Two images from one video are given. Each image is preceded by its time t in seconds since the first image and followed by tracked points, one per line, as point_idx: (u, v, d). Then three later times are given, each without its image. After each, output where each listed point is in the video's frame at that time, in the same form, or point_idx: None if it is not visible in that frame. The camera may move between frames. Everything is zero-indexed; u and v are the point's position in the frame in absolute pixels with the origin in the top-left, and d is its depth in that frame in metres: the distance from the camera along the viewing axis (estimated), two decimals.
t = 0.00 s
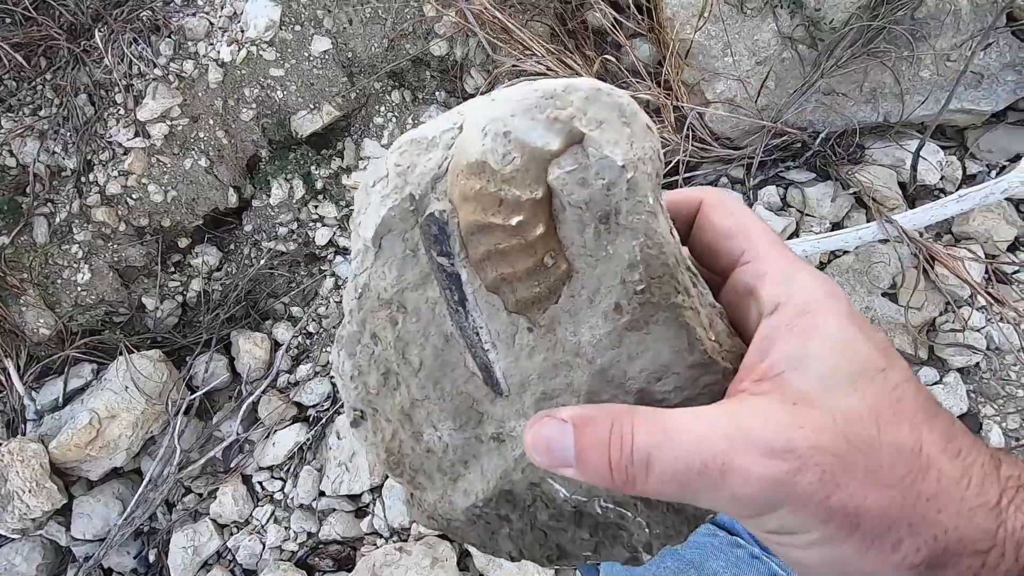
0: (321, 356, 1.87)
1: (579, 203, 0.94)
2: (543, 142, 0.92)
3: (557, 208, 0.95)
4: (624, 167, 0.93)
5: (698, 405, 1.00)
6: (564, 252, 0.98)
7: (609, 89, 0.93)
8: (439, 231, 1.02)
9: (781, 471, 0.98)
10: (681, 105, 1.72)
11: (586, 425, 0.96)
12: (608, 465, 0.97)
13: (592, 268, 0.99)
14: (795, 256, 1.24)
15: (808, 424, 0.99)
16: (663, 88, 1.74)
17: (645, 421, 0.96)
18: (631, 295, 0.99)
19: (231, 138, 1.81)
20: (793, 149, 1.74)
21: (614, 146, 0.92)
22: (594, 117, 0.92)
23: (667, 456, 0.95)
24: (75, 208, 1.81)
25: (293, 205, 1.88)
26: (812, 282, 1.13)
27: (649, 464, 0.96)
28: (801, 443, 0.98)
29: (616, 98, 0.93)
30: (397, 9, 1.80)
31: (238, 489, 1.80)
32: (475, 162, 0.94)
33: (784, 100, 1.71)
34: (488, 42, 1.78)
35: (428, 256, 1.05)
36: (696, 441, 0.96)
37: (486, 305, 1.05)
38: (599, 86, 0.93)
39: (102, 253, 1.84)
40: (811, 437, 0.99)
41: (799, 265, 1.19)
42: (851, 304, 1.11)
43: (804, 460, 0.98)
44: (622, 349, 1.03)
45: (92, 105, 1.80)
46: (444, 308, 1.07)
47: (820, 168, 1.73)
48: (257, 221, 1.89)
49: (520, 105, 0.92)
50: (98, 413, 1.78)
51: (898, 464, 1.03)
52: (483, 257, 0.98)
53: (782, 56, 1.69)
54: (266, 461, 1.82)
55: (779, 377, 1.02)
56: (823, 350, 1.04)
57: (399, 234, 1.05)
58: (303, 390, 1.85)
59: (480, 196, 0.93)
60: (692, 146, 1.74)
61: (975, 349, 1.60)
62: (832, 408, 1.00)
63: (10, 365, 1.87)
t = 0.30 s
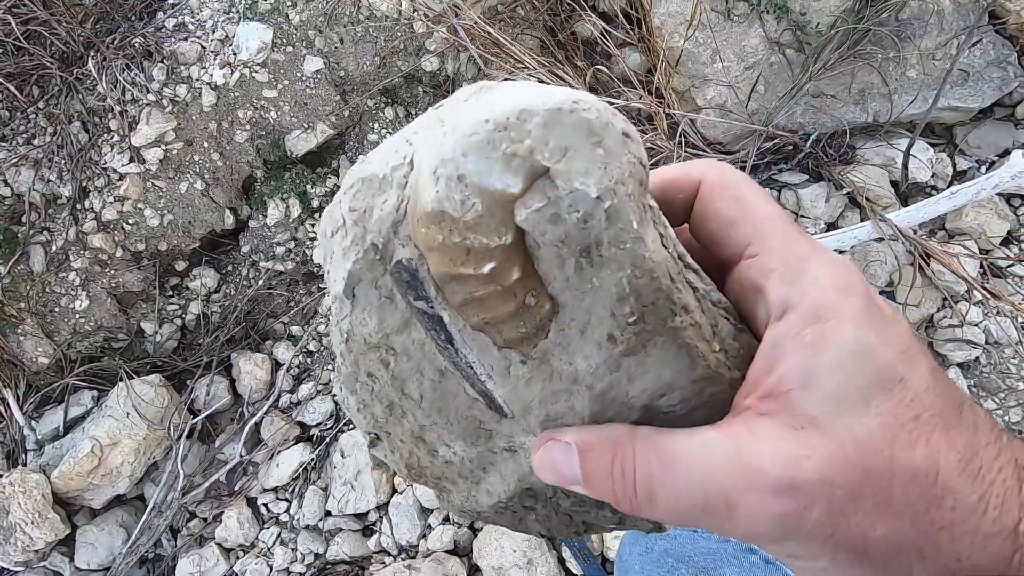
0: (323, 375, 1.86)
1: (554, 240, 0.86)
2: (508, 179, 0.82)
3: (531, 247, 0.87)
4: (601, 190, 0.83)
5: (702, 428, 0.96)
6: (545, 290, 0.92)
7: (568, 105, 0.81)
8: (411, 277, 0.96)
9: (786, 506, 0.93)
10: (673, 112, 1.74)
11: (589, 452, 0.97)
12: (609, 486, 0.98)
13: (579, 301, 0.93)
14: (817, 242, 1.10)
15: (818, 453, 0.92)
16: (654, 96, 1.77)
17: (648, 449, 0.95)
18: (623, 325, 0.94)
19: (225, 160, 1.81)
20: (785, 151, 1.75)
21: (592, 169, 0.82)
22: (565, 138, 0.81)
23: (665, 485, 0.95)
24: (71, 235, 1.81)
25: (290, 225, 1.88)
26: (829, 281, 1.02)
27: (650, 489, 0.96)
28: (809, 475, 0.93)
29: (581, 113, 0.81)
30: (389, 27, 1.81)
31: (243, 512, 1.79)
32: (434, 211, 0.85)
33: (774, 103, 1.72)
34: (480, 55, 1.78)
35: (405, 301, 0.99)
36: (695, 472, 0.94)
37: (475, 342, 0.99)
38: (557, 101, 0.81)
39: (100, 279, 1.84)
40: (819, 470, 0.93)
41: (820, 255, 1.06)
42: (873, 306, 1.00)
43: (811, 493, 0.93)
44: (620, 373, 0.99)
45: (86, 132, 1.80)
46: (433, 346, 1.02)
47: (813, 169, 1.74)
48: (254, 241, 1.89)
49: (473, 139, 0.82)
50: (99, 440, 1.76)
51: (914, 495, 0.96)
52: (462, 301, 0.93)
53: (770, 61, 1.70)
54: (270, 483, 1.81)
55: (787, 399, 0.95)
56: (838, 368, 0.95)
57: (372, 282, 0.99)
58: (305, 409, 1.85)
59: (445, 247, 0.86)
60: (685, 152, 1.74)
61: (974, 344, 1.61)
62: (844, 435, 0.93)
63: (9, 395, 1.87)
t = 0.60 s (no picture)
0: (326, 388, 1.86)
1: (532, 310, 0.83)
2: (467, 267, 0.79)
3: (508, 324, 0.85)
4: (565, 256, 0.80)
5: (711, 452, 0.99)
6: (531, 351, 0.89)
7: (505, 183, 0.78)
8: (401, 350, 0.92)
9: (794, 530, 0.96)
10: (670, 116, 1.75)
11: (599, 476, 1.00)
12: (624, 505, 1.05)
13: (567, 355, 0.90)
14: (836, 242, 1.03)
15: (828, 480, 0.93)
16: (652, 101, 1.77)
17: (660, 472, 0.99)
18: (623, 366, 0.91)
19: (224, 175, 1.81)
20: (781, 152, 1.76)
21: (545, 243, 0.79)
22: (515, 221, 0.78)
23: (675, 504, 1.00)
24: (70, 254, 1.80)
25: (290, 238, 1.88)
26: (842, 297, 0.96)
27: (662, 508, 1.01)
28: (814, 500, 0.95)
29: (524, 189, 0.78)
30: (385, 37, 1.80)
31: (249, 527, 1.78)
32: (402, 305, 0.82)
33: (769, 105, 1.74)
34: (476, 64, 1.79)
35: (404, 368, 0.95)
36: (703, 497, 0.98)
37: (481, 393, 0.95)
38: (493, 182, 0.78)
39: (100, 296, 1.84)
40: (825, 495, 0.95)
41: (834, 265, 0.99)
42: (889, 327, 0.94)
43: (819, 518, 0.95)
44: (623, 409, 0.97)
45: (84, 150, 1.80)
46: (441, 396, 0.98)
47: (809, 169, 1.76)
48: (254, 255, 1.89)
49: (425, 235, 0.78)
50: (102, 459, 1.75)
51: (929, 518, 0.96)
52: (450, 373, 0.90)
53: (764, 63, 1.72)
54: (275, 497, 1.80)
55: (794, 428, 0.95)
56: (850, 394, 0.93)
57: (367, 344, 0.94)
58: (310, 422, 1.84)
59: (422, 337, 0.84)
60: (683, 155, 1.76)
61: (976, 338, 1.62)
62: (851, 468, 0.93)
63: (11, 416, 1.86)
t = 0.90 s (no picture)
0: (337, 388, 1.86)
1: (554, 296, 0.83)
2: (505, 321, 0.84)
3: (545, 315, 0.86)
4: (569, 273, 0.83)
5: (750, 364, 0.90)
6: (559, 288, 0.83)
7: (481, 262, 0.82)
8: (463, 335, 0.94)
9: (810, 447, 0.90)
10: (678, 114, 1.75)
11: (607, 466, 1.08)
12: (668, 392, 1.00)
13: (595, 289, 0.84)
14: (901, 171, 0.80)
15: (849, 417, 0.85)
16: (661, 99, 1.75)
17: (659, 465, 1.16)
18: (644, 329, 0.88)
19: (235, 178, 1.83)
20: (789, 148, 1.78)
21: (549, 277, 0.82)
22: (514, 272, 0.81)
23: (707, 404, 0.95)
24: (82, 258, 1.81)
25: (300, 239, 1.89)
26: (881, 257, 0.78)
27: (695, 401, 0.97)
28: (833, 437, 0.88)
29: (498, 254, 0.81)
30: (391, 40, 1.81)
31: (262, 528, 1.78)
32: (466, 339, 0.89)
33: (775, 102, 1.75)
34: (487, 62, 1.80)
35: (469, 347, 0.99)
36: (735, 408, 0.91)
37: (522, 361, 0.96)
38: (472, 266, 0.82)
39: (113, 299, 1.85)
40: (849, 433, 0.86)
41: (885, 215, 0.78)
42: (942, 270, 0.79)
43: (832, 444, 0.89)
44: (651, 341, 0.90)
45: (97, 155, 1.82)
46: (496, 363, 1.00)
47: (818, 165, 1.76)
48: (265, 257, 1.90)
49: (457, 319, 0.85)
50: (115, 462, 1.76)
51: (948, 471, 0.89)
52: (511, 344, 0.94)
53: (770, 60, 1.74)
54: (288, 498, 1.81)
55: (821, 369, 0.84)
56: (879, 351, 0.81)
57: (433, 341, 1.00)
58: (321, 422, 1.85)
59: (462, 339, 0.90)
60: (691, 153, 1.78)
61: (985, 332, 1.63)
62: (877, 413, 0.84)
63: (24, 420, 1.87)
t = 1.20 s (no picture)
0: (343, 388, 1.87)
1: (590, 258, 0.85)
2: (538, 272, 0.86)
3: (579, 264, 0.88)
4: (602, 218, 0.84)
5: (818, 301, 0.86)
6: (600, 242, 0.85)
7: (510, 213, 0.84)
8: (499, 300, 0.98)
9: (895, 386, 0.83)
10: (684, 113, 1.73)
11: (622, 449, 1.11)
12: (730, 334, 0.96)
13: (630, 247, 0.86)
14: None
15: (942, 348, 0.78)
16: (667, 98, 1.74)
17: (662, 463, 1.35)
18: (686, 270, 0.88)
19: (242, 178, 1.84)
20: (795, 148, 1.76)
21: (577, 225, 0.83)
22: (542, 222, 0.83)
23: (771, 344, 0.90)
24: (90, 258, 1.82)
25: (306, 240, 1.90)
26: (992, 168, 0.72)
27: (755, 340, 0.92)
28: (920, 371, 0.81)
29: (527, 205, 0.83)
30: (397, 41, 1.82)
31: (268, 528, 1.78)
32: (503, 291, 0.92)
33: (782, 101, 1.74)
34: (493, 62, 1.80)
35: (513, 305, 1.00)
36: (808, 348, 0.86)
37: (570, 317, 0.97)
38: (501, 216, 0.85)
39: (120, 299, 1.86)
40: (946, 368, 0.79)
41: (997, 120, 0.72)
42: None
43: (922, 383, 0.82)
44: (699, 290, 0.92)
45: (104, 155, 1.82)
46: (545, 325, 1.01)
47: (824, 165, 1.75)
48: (271, 257, 1.91)
49: (490, 271, 0.87)
50: (122, 461, 1.77)
51: None
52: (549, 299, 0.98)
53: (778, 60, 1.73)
54: (294, 498, 1.81)
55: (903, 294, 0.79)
56: (980, 274, 0.75)
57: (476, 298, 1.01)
58: (327, 422, 1.85)
59: (499, 294, 0.93)
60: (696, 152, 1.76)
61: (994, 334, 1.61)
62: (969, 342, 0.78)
63: (31, 419, 1.88)
